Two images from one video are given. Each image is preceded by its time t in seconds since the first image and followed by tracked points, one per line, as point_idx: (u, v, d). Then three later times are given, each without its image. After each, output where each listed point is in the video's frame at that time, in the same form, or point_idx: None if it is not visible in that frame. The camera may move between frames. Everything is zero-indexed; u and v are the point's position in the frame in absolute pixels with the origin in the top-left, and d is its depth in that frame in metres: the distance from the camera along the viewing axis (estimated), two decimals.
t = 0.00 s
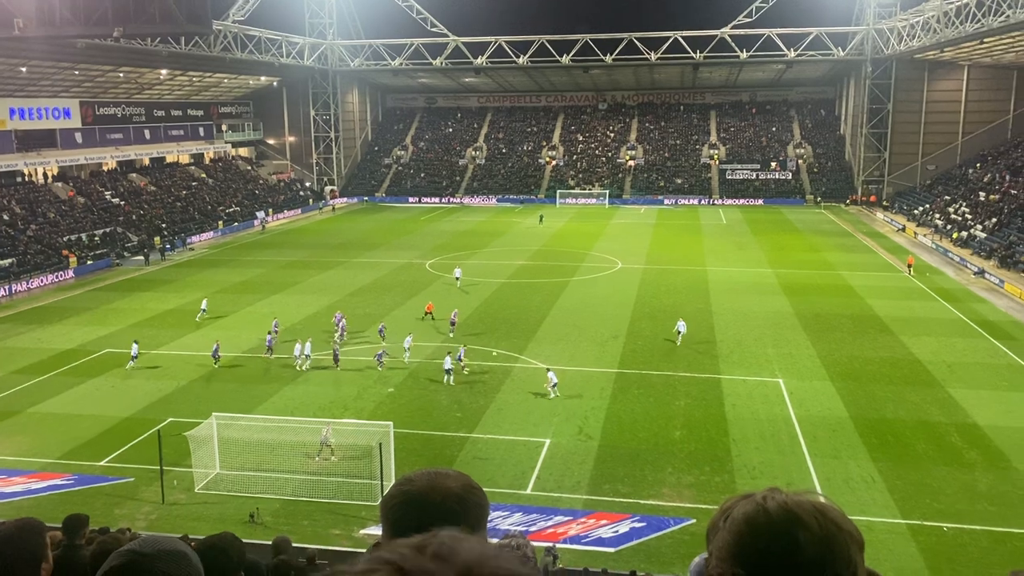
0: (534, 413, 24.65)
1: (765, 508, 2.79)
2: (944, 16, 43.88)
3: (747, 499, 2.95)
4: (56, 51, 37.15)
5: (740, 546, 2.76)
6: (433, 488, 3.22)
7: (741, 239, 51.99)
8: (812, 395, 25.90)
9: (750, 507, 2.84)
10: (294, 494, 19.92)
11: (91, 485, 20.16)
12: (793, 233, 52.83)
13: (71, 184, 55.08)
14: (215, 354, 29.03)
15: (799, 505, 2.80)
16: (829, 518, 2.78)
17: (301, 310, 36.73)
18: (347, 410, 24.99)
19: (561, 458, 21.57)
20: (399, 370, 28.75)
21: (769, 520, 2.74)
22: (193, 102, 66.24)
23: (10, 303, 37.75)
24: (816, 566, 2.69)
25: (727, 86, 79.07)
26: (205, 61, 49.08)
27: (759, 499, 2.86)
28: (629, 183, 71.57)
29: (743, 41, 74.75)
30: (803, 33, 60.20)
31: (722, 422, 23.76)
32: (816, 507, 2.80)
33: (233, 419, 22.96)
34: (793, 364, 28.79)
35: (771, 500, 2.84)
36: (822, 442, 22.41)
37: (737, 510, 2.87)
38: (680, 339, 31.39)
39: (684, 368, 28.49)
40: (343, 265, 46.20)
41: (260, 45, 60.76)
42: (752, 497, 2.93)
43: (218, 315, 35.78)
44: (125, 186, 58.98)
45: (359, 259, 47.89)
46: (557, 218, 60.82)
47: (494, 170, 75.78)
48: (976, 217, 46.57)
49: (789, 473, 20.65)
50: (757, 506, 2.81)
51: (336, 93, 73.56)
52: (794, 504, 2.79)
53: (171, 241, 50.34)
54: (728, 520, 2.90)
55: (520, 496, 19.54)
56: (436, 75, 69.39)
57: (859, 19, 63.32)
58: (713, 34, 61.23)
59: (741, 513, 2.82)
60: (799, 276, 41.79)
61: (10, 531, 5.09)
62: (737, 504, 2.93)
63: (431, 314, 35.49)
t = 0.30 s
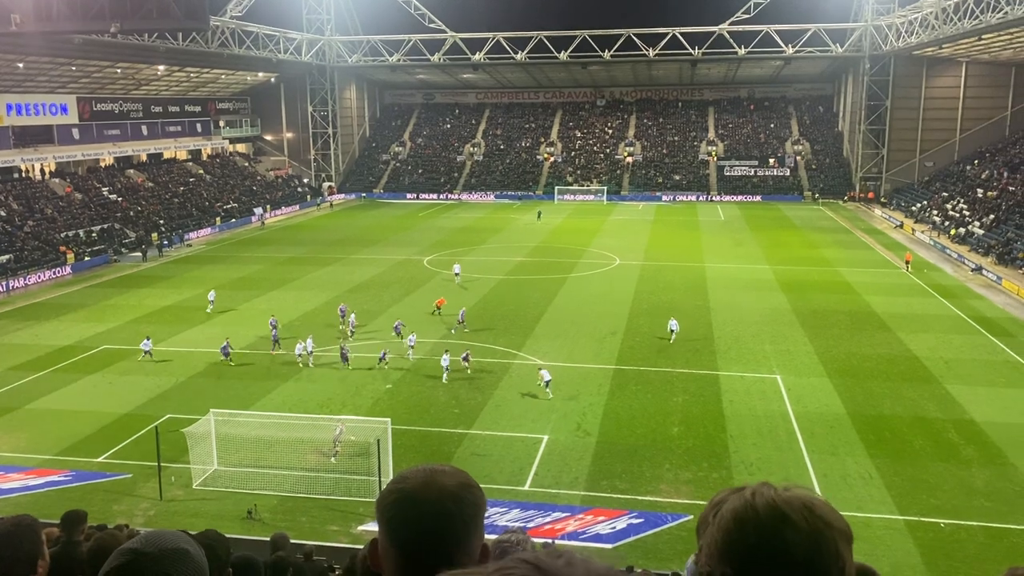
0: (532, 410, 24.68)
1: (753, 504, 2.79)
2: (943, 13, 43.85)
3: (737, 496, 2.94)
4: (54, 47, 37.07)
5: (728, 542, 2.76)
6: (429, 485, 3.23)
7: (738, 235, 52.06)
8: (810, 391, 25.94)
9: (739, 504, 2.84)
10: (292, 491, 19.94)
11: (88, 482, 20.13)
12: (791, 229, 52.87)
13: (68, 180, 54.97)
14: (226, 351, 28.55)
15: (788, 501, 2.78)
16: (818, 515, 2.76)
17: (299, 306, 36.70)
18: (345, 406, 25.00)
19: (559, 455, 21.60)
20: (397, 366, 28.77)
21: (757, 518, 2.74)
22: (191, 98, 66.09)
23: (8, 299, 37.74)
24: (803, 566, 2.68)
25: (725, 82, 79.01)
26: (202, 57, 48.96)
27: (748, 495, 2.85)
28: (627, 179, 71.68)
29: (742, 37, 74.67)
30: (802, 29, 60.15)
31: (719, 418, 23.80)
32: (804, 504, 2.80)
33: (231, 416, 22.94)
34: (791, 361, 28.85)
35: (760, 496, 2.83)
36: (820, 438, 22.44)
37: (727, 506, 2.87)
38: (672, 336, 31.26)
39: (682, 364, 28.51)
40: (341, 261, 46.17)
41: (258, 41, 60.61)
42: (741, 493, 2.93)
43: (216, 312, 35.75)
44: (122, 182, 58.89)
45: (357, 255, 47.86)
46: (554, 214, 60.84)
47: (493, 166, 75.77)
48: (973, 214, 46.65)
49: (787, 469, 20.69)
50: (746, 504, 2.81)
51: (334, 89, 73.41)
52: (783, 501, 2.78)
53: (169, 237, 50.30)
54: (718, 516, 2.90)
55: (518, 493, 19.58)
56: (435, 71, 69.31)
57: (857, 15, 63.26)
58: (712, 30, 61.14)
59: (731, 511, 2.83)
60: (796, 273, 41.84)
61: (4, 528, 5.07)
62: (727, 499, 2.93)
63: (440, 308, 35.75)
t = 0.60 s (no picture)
0: (538, 405, 24.70)
1: (720, 489, 2.84)
2: (951, 9, 43.61)
3: (704, 481, 3.00)
4: (61, 42, 37.19)
5: (698, 526, 2.78)
6: (427, 481, 3.25)
7: (744, 231, 51.99)
8: (815, 388, 25.90)
9: (708, 488, 2.88)
10: (298, 485, 20.01)
11: (95, 476, 20.28)
12: (797, 225, 52.73)
13: (76, 175, 55.16)
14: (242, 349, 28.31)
15: (754, 486, 2.84)
16: (782, 496, 2.83)
17: (305, 302, 36.80)
18: (351, 402, 25.06)
19: (564, 450, 21.63)
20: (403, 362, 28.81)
21: (724, 501, 2.80)
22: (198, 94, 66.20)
23: (16, 294, 37.91)
24: (767, 546, 2.72)
25: (732, 78, 78.80)
26: (209, 53, 49.02)
27: (716, 480, 2.92)
28: (633, 175, 71.70)
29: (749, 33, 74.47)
30: (810, 25, 59.87)
31: (725, 415, 23.79)
32: (769, 486, 2.86)
33: (238, 411, 22.98)
34: (797, 357, 28.81)
35: (727, 482, 2.89)
36: (825, 435, 22.41)
37: (695, 490, 2.91)
38: (673, 335, 31.11)
39: (688, 361, 28.47)
40: (347, 257, 46.26)
41: (265, 37, 60.63)
42: (709, 478, 2.99)
43: (222, 307, 35.86)
44: (129, 177, 59.09)
45: (363, 251, 47.91)
46: (560, 210, 60.80)
47: (499, 162, 75.80)
48: (981, 210, 46.44)
49: (792, 466, 20.66)
50: (713, 488, 2.86)
51: (341, 85, 73.44)
52: (748, 485, 2.84)
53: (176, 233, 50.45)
54: (688, 501, 2.93)
55: (523, 488, 19.62)
56: (441, 67, 69.28)
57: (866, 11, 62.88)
58: (719, 26, 60.88)
59: (699, 495, 2.87)
60: (802, 269, 41.73)
61: (14, 523, 5.07)
62: (696, 485, 2.98)
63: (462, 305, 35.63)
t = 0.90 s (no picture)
0: (552, 402, 24.64)
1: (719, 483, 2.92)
2: (973, 3, 42.96)
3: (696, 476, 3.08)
4: (80, 38, 37.43)
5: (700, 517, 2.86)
6: (449, 476, 3.22)
7: (761, 228, 51.57)
8: (832, 386, 25.67)
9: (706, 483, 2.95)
10: (314, 480, 20.09)
11: (114, 469, 20.34)
12: (815, 222, 52.24)
13: (94, 171, 55.61)
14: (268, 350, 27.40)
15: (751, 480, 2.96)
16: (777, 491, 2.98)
17: (321, 297, 36.92)
18: (366, 396, 25.15)
19: (579, 447, 21.57)
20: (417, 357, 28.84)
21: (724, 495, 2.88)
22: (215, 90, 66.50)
23: (35, 288, 38.26)
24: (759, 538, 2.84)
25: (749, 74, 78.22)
26: (225, 49, 49.19)
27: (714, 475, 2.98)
28: (649, 171, 71.50)
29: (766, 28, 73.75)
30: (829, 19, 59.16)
31: (742, 413, 23.62)
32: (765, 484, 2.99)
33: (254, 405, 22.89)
34: (814, 355, 28.59)
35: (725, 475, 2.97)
36: (842, 433, 22.20)
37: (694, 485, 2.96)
38: (686, 334, 30.87)
39: (704, 358, 28.31)
40: (363, 253, 46.37)
41: (281, 34, 60.73)
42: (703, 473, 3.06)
43: (238, 302, 36.06)
44: (147, 173, 59.51)
45: (378, 247, 48.02)
46: (575, 207, 60.65)
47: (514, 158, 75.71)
48: (1001, 207, 45.82)
49: (809, 464, 20.49)
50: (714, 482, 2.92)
51: (357, 81, 73.49)
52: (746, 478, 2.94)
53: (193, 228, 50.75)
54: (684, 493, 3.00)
55: (538, 485, 19.59)
56: (457, 62, 69.14)
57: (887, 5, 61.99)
58: (737, 21, 60.31)
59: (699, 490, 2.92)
60: (820, 266, 41.40)
61: (34, 516, 5.19)
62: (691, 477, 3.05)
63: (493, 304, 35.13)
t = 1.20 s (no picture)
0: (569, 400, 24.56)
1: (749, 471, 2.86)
2: None
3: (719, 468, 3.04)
4: (102, 35, 37.80)
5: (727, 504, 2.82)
6: (471, 474, 3.18)
7: (781, 227, 51.15)
8: (853, 386, 25.40)
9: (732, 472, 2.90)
10: (331, 476, 20.17)
11: (134, 463, 20.54)
12: (836, 221, 51.76)
13: (116, 167, 56.19)
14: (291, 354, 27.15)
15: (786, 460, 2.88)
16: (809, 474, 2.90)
17: (340, 293, 37.07)
18: (384, 393, 25.21)
19: (596, 446, 21.49)
20: (435, 354, 28.88)
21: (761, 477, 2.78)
22: (235, 87, 66.94)
23: (58, 283, 38.69)
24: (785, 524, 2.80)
25: (770, 71, 77.61)
26: (246, 46, 49.48)
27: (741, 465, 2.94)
28: (668, 169, 71.33)
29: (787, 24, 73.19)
30: (851, 16, 58.51)
31: (761, 413, 23.42)
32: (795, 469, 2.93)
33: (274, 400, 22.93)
34: (834, 354, 28.32)
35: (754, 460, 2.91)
36: (863, 434, 21.96)
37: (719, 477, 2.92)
38: (702, 335, 30.38)
39: (723, 357, 28.11)
40: (381, 249, 46.50)
41: (302, 31, 61.00)
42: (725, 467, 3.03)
43: (258, 298, 36.30)
44: (168, 169, 60.07)
45: (397, 244, 48.16)
46: (594, 204, 60.53)
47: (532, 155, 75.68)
48: None
49: (828, 465, 20.29)
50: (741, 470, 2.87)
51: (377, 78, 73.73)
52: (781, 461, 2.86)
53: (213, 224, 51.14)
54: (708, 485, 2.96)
55: (555, 483, 19.54)
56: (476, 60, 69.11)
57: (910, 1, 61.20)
58: (758, 18, 59.86)
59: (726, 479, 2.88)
60: (841, 265, 40.98)
61: (60, 507, 5.23)
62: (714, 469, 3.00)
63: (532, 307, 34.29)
